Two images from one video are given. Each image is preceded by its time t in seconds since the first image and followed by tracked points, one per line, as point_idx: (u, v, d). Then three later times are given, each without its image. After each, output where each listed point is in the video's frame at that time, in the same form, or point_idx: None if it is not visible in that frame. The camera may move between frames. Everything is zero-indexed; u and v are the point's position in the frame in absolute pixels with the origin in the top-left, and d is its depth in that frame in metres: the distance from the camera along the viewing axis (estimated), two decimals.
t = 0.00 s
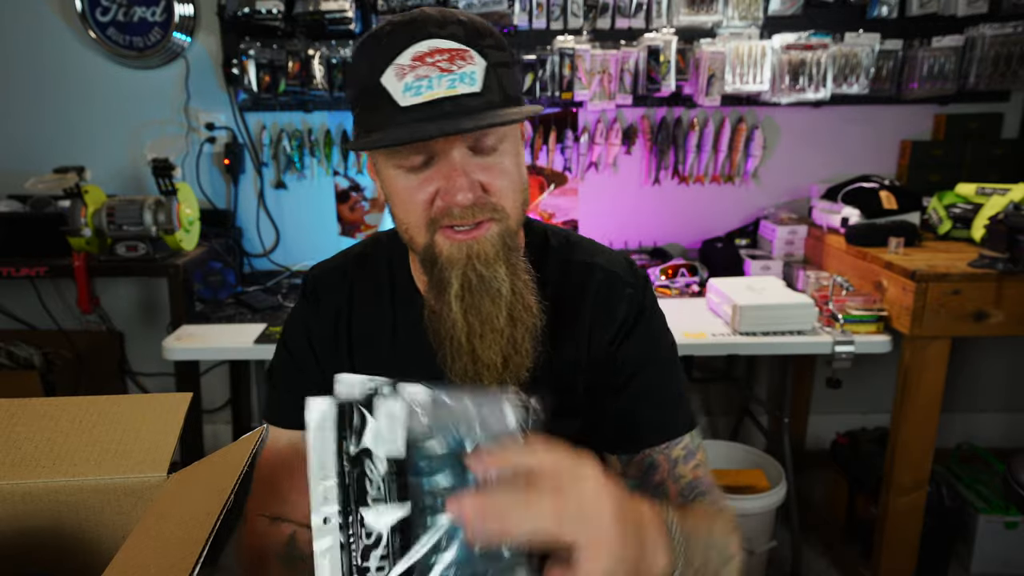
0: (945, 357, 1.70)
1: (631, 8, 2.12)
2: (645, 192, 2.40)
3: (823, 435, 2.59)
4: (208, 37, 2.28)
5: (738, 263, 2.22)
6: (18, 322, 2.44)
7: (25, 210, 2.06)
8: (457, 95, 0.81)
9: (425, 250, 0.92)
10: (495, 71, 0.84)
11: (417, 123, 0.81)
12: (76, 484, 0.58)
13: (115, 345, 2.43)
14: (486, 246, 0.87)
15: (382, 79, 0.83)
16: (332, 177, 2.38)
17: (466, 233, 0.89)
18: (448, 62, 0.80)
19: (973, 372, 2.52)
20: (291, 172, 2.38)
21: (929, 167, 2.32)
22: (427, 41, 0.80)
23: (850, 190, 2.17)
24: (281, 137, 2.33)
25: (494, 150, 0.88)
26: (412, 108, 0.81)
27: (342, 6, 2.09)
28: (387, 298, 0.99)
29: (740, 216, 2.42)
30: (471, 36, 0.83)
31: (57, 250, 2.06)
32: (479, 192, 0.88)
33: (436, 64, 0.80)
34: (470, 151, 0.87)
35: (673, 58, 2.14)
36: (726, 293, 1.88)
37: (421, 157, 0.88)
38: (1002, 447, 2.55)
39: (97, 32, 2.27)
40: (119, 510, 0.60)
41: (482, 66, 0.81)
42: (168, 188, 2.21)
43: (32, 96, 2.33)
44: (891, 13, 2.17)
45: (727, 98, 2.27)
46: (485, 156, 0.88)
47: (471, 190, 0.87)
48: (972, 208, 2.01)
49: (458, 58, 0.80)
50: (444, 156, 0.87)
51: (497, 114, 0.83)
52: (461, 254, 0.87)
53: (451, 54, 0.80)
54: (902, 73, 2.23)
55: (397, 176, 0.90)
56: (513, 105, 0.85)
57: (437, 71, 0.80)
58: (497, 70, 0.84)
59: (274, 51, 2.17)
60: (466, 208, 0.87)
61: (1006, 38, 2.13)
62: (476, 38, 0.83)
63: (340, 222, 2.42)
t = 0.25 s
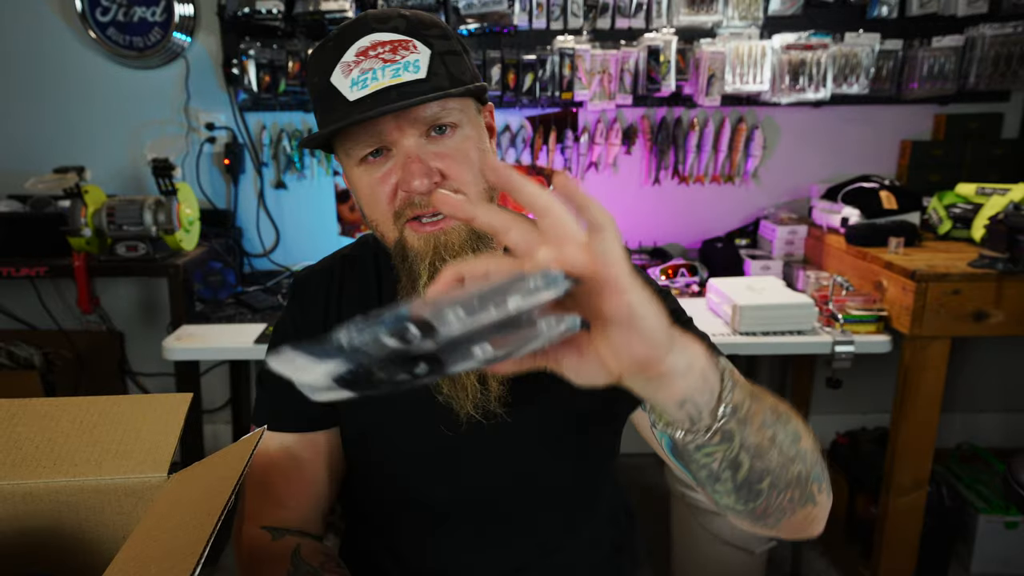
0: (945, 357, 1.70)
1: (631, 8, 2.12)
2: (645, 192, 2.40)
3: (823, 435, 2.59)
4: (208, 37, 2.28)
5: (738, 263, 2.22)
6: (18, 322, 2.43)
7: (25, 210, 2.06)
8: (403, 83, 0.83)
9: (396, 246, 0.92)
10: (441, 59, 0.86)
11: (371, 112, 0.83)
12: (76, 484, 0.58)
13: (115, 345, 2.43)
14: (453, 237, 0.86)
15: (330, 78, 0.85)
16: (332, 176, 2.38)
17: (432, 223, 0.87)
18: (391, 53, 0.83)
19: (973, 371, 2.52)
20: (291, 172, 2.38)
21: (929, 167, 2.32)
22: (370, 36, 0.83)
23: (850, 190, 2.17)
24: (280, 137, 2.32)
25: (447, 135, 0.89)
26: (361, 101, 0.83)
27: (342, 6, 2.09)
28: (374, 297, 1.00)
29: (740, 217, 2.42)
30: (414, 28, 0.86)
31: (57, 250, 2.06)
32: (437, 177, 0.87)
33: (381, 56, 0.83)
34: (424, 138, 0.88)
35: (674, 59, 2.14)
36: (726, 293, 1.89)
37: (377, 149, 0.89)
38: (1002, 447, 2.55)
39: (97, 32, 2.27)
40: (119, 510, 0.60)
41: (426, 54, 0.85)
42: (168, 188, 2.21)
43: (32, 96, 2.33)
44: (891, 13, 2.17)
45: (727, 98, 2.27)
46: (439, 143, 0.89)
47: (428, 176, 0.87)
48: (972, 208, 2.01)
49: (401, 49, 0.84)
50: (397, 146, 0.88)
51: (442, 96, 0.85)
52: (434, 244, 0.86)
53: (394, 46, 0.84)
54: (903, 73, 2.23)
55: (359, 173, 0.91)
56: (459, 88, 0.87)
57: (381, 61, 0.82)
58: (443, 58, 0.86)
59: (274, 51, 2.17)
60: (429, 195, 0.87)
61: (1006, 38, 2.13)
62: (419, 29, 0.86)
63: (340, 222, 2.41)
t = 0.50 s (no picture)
0: (945, 357, 1.70)
1: (631, 8, 2.12)
2: (645, 192, 2.40)
3: (823, 435, 2.59)
4: (208, 37, 2.28)
5: (738, 263, 2.22)
6: (19, 322, 2.43)
7: (25, 210, 2.06)
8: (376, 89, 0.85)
9: (378, 250, 0.95)
10: (416, 63, 0.87)
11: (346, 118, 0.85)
12: (76, 484, 0.58)
13: (115, 345, 2.43)
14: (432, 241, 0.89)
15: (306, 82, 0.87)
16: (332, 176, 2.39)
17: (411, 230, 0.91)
18: (365, 59, 0.85)
19: (974, 371, 2.52)
20: (291, 172, 2.38)
21: (929, 167, 2.32)
22: (343, 42, 0.84)
23: (850, 190, 2.17)
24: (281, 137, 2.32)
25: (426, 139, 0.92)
26: (335, 108, 0.85)
27: (342, 6, 2.09)
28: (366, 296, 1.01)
29: (740, 217, 2.42)
30: (391, 31, 0.86)
31: (57, 250, 2.06)
32: (413, 181, 0.91)
33: (355, 62, 0.84)
34: (401, 143, 0.91)
35: (674, 58, 2.14)
36: (726, 293, 1.88)
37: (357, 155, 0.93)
38: (1002, 447, 2.55)
39: (97, 32, 2.27)
40: (119, 510, 0.60)
41: (400, 59, 0.86)
42: (169, 188, 2.21)
43: (33, 96, 2.33)
44: (892, 13, 2.17)
45: (727, 97, 2.27)
46: (415, 148, 0.92)
47: (406, 180, 0.91)
48: (972, 208, 2.01)
49: (375, 54, 0.85)
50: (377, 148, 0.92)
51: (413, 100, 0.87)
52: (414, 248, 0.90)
53: (368, 51, 0.85)
54: (903, 73, 2.23)
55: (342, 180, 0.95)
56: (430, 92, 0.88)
57: (355, 68, 0.84)
58: (418, 62, 0.88)
59: (275, 51, 2.17)
60: (406, 198, 0.91)
61: (1006, 38, 2.13)
62: (396, 32, 0.87)
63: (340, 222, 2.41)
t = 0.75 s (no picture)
0: (945, 358, 1.70)
1: (631, 8, 2.12)
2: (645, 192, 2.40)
3: (823, 435, 2.59)
4: (208, 37, 2.28)
5: (738, 263, 2.22)
6: (19, 322, 2.43)
7: (25, 210, 2.07)
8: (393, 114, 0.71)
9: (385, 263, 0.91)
10: (438, 83, 0.75)
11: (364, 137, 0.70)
12: (76, 484, 0.59)
13: (115, 345, 2.43)
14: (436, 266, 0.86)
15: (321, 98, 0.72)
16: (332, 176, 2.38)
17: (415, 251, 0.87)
18: (383, 78, 0.72)
19: (974, 371, 2.52)
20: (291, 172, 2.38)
21: (929, 167, 2.32)
22: (363, 58, 0.73)
23: (850, 190, 2.17)
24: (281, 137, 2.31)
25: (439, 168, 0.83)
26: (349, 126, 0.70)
27: (342, 6, 2.09)
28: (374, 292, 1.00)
29: (741, 217, 2.41)
30: (411, 49, 0.77)
31: (57, 250, 2.06)
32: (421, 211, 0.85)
33: (372, 80, 0.71)
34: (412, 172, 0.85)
35: (673, 59, 2.14)
36: (725, 293, 1.88)
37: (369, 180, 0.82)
38: (1002, 447, 2.55)
39: (97, 32, 2.27)
40: (119, 509, 0.60)
41: (423, 80, 0.73)
42: (168, 188, 2.21)
43: (33, 96, 2.33)
44: (892, 13, 2.17)
45: (727, 98, 2.27)
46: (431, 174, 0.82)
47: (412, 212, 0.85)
48: (972, 208, 2.01)
49: (394, 73, 0.72)
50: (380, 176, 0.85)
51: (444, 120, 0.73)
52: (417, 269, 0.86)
53: (386, 70, 0.72)
54: (903, 73, 2.23)
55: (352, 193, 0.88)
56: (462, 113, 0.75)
57: (373, 86, 0.70)
58: (440, 82, 0.75)
59: (274, 51, 2.17)
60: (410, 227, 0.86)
61: (1006, 38, 2.13)
62: (415, 49, 0.78)
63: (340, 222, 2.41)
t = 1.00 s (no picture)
0: (946, 358, 1.69)
1: (632, 7, 2.12)
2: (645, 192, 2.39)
3: (824, 436, 2.59)
4: (208, 36, 2.28)
5: (739, 263, 2.22)
6: (18, 322, 2.42)
7: (24, 209, 2.06)
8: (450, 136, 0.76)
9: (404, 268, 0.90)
10: (494, 109, 0.80)
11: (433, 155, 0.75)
12: (75, 484, 0.58)
13: (113, 345, 2.42)
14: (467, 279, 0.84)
15: (379, 112, 0.78)
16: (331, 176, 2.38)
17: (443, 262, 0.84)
18: (444, 101, 0.77)
19: (974, 372, 2.52)
20: (291, 172, 2.38)
21: (930, 167, 2.31)
22: (426, 78, 0.78)
23: (850, 190, 2.17)
24: (280, 137, 2.32)
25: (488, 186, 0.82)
26: (406, 144, 0.76)
27: (341, 5, 2.09)
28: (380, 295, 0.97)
29: (741, 217, 2.41)
30: (471, 70, 0.81)
31: (56, 250, 2.05)
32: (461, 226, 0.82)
33: (432, 102, 0.77)
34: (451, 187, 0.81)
35: (674, 58, 2.13)
36: (726, 293, 1.88)
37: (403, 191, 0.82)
38: (1003, 448, 2.55)
39: (96, 32, 2.27)
40: (117, 510, 0.59)
41: (480, 105, 0.78)
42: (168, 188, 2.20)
43: (32, 95, 2.33)
44: (893, 13, 2.17)
45: (728, 97, 2.26)
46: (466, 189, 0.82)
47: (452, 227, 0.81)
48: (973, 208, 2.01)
49: (455, 97, 0.77)
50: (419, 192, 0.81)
51: (498, 154, 0.77)
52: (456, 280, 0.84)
53: (447, 93, 0.78)
54: (903, 72, 2.23)
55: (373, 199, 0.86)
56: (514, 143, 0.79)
57: (433, 109, 0.76)
58: (495, 108, 0.80)
59: (274, 50, 2.17)
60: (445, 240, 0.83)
61: (1007, 38, 2.13)
62: (476, 72, 0.81)
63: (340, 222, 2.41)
